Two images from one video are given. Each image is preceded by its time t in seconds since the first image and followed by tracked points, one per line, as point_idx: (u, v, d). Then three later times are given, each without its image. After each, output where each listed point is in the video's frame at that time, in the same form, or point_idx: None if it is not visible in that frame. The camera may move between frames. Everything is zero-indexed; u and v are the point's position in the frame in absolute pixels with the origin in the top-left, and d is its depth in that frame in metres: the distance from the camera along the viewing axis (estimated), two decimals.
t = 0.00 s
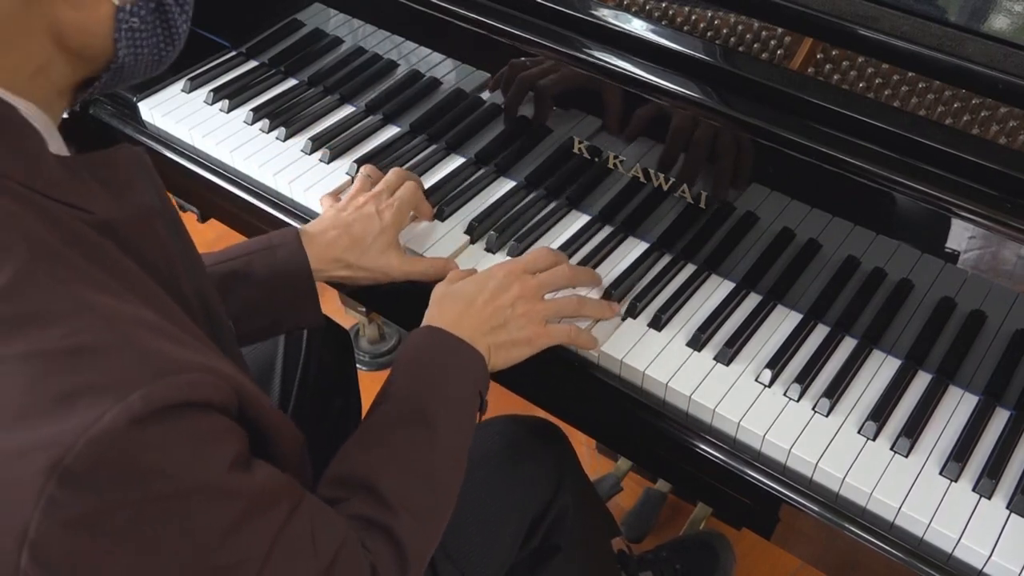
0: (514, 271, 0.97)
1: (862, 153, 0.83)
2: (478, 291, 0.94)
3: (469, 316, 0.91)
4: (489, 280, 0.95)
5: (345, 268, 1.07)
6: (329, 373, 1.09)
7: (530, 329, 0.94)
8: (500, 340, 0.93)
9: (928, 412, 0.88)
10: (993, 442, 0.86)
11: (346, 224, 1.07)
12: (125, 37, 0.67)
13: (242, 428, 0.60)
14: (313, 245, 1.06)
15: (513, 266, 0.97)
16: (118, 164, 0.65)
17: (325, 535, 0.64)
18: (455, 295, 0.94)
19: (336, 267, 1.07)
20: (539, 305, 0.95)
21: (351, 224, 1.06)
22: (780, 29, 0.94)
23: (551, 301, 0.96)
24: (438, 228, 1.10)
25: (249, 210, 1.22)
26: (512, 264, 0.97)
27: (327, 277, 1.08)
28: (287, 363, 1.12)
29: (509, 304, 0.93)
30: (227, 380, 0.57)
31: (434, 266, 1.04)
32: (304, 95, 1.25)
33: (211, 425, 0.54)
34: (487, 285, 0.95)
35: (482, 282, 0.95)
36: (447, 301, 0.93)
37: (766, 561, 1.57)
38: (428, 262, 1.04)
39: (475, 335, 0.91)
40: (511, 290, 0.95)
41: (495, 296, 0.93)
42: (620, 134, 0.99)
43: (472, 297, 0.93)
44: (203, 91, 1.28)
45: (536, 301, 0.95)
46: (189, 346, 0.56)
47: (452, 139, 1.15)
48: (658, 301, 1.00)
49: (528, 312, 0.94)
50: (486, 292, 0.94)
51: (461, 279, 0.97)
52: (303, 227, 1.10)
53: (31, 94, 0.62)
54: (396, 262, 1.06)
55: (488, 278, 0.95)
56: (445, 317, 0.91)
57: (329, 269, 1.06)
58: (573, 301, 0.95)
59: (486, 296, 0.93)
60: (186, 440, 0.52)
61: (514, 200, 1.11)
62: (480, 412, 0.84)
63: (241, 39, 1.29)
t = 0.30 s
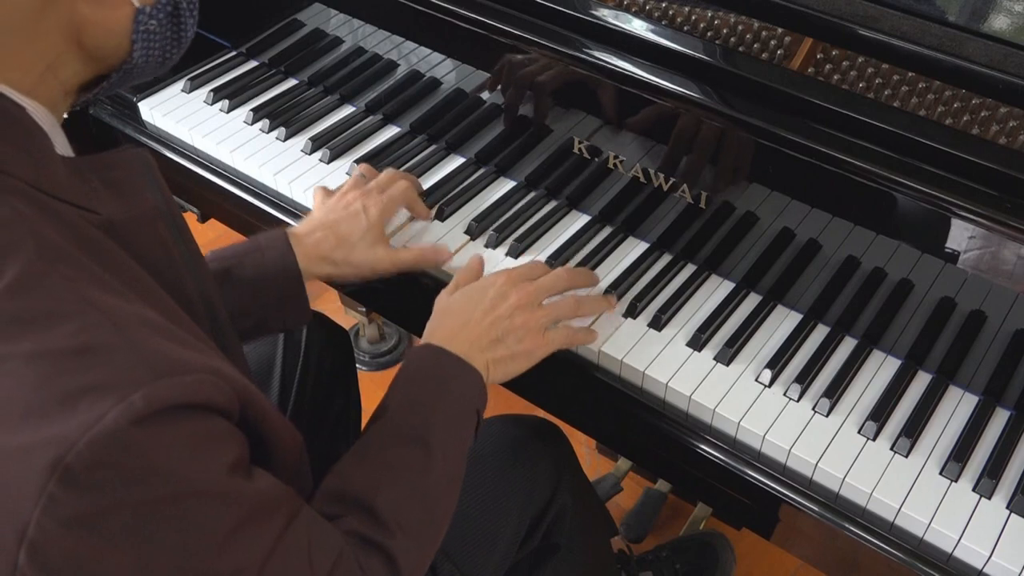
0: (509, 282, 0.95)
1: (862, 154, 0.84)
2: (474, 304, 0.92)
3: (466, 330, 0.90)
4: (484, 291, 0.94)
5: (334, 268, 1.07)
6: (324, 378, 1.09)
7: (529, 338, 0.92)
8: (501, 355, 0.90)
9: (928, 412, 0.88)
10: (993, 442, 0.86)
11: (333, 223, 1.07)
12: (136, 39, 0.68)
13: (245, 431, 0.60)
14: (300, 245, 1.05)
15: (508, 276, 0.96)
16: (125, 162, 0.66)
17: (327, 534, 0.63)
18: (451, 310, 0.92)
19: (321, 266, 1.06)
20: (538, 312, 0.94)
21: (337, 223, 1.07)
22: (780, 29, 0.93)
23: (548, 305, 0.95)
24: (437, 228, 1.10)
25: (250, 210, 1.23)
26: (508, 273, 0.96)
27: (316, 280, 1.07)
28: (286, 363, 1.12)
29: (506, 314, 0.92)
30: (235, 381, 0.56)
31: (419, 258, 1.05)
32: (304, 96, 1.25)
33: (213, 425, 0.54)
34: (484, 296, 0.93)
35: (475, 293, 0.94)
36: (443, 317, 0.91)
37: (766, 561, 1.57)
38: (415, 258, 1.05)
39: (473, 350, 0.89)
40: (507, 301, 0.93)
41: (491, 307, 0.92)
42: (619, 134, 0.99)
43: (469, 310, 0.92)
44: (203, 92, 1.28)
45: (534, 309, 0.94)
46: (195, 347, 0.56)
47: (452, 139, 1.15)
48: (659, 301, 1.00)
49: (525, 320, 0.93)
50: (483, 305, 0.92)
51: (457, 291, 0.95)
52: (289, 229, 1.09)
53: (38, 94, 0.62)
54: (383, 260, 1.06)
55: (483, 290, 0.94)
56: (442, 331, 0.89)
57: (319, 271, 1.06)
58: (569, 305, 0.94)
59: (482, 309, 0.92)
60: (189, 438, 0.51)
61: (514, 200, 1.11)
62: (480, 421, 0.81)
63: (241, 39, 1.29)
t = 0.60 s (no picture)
0: (515, 274, 0.95)
1: (862, 154, 0.84)
2: (482, 306, 0.92)
3: (473, 333, 0.89)
4: (491, 290, 0.93)
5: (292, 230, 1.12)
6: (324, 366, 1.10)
7: (538, 334, 0.93)
8: (509, 353, 0.91)
9: (928, 412, 0.88)
10: (993, 442, 0.86)
11: (275, 187, 1.12)
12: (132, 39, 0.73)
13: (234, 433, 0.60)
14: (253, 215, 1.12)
15: (515, 272, 0.95)
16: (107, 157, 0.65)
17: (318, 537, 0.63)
18: (461, 312, 0.92)
19: (277, 229, 1.11)
20: (545, 308, 0.93)
21: (279, 185, 1.12)
22: (780, 29, 0.94)
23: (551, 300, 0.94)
24: (439, 228, 1.09)
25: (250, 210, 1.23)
26: (516, 266, 0.96)
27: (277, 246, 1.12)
28: (286, 363, 1.12)
29: (512, 312, 0.92)
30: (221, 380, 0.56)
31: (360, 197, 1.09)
32: (303, 95, 1.26)
33: (198, 426, 0.54)
34: (492, 297, 0.93)
35: (482, 295, 0.93)
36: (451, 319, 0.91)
37: (765, 561, 1.57)
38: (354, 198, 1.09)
39: (479, 350, 0.89)
40: (514, 300, 0.93)
41: (498, 305, 0.92)
42: (619, 135, 0.99)
43: (475, 311, 0.91)
44: (202, 91, 1.28)
45: (539, 305, 0.94)
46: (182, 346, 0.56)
47: (452, 139, 1.16)
48: (659, 301, 1.00)
49: (528, 315, 0.93)
50: (490, 307, 0.92)
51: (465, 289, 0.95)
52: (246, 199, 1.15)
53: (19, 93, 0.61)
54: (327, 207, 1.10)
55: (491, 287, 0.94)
56: (451, 338, 0.88)
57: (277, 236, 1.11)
58: (573, 299, 0.94)
59: (489, 309, 0.92)
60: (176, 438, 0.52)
61: (515, 200, 1.11)
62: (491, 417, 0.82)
63: (241, 39, 1.29)
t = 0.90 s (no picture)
0: (509, 284, 0.95)
1: (862, 154, 0.84)
2: (478, 316, 0.91)
3: (466, 342, 0.89)
4: (487, 300, 0.93)
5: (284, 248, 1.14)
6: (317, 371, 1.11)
7: (535, 344, 0.92)
8: (506, 361, 0.91)
9: (928, 412, 0.88)
10: (993, 442, 0.86)
11: (261, 211, 1.12)
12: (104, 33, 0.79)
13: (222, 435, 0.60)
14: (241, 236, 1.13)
15: (513, 279, 0.95)
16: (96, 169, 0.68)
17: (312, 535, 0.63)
18: (458, 321, 0.91)
19: (264, 250, 1.12)
20: (543, 314, 0.93)
21: (265, 210, 1.12)
22: (780, 29, 0.93)
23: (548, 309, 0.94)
24: (439, 228, 1.09)
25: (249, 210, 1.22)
26: (510, 275, 0.95)
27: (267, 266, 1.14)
28: (285, 363, 1.12)
29: (506, 323, 0.92)
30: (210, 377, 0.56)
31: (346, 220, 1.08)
32: (304, 95, 1.25)
33: (183, 424, 0.53)
34: (489, 305, 0.92)
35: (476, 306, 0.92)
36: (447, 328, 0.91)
37: (765, 561, 1.57)
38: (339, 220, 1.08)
39: (472, 357, 0.89)
40: (510, 310, 0.92)
41: (494, 317, 0.92)
42: (619, 135, 0.99)
43: (471, 322, 0.91)
44: (203, 92, 1.28)
45: (534, 313, 0.93)
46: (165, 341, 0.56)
47: (452, 139, 1.15)
48: (659, 301, 1.00)
49: (523, 327, 0.92)
50: (485, 316, 0.92)
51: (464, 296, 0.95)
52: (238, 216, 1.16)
53: None
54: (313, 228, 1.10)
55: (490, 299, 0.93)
56: (448, 344, 0.89)
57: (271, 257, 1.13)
58: (570, 305, 0.94)
59: (484, 320, 0.91)
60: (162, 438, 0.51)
61: (515, 200, 1.11)
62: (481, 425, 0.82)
63: (241, 39, 1.29)
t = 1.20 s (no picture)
0: (490, 277, 0.93)
1: (862, 154, 0.84)
2: (461, 311, 0.89)
3: (447, 341, 0.87)
4: (469, 295, 0.91)
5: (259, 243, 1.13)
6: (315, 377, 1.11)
7: (522, 337, 0.92)
8: (492, 357, 0.89)
9: (928, 413, 0.88)
10: (993, 442, 0.86)
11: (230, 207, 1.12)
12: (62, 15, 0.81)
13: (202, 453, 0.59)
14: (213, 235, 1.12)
15: (494, 273, 0.93)
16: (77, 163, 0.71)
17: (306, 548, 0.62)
18: (438, 317, 0.89)
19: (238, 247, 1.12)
20: (529, 307, 0.92)
21: (234, 208, 1.12)
22: (780, 29, 0.93)
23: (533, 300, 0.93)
24: (439, 228, 1.09)
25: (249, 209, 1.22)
26: (490, 267, 0.94)
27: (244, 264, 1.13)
28: (285, 363, 1.12)
29: (491, 317, 0.90)
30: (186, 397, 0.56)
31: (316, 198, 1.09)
32: (304, 95, 1.25)
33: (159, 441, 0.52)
34: (472, 301, 0.90)
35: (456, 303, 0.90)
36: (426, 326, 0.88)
37: (765, 561, 1.57)
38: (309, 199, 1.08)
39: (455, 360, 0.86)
40: (493, 305, 0.90)
41: (479, 312, 0.90)
42: (618, 136, 1.00)
43: (453, 318, 0.88)
44: (203, 92, 1.28)
45: (518, 306, 0.92)
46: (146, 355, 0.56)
47: (452, 139, 1.15)
48: (659, 301, 1.00)
49: (507, 321, 0.91)
50: (467, 312, 0.89)
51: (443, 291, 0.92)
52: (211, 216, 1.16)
53: None
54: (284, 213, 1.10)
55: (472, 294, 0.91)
56: (427, 344, 0.86)
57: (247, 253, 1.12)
58: (557, 297, 0.93)
59: (468, 316, 0.89)
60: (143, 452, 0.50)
61: (515, 200, 1.11)
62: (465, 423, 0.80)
63: (241, 39, 1.29)
